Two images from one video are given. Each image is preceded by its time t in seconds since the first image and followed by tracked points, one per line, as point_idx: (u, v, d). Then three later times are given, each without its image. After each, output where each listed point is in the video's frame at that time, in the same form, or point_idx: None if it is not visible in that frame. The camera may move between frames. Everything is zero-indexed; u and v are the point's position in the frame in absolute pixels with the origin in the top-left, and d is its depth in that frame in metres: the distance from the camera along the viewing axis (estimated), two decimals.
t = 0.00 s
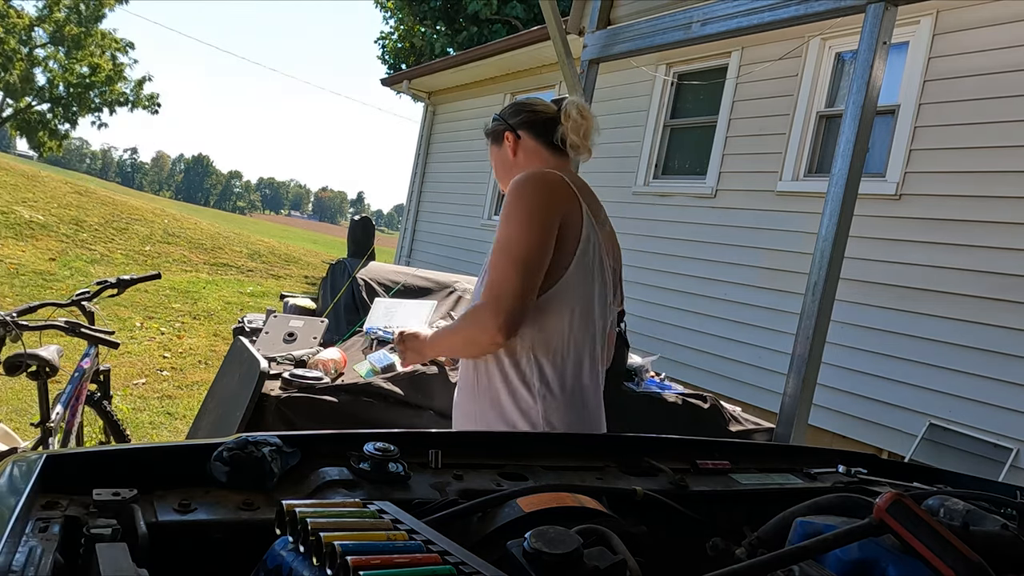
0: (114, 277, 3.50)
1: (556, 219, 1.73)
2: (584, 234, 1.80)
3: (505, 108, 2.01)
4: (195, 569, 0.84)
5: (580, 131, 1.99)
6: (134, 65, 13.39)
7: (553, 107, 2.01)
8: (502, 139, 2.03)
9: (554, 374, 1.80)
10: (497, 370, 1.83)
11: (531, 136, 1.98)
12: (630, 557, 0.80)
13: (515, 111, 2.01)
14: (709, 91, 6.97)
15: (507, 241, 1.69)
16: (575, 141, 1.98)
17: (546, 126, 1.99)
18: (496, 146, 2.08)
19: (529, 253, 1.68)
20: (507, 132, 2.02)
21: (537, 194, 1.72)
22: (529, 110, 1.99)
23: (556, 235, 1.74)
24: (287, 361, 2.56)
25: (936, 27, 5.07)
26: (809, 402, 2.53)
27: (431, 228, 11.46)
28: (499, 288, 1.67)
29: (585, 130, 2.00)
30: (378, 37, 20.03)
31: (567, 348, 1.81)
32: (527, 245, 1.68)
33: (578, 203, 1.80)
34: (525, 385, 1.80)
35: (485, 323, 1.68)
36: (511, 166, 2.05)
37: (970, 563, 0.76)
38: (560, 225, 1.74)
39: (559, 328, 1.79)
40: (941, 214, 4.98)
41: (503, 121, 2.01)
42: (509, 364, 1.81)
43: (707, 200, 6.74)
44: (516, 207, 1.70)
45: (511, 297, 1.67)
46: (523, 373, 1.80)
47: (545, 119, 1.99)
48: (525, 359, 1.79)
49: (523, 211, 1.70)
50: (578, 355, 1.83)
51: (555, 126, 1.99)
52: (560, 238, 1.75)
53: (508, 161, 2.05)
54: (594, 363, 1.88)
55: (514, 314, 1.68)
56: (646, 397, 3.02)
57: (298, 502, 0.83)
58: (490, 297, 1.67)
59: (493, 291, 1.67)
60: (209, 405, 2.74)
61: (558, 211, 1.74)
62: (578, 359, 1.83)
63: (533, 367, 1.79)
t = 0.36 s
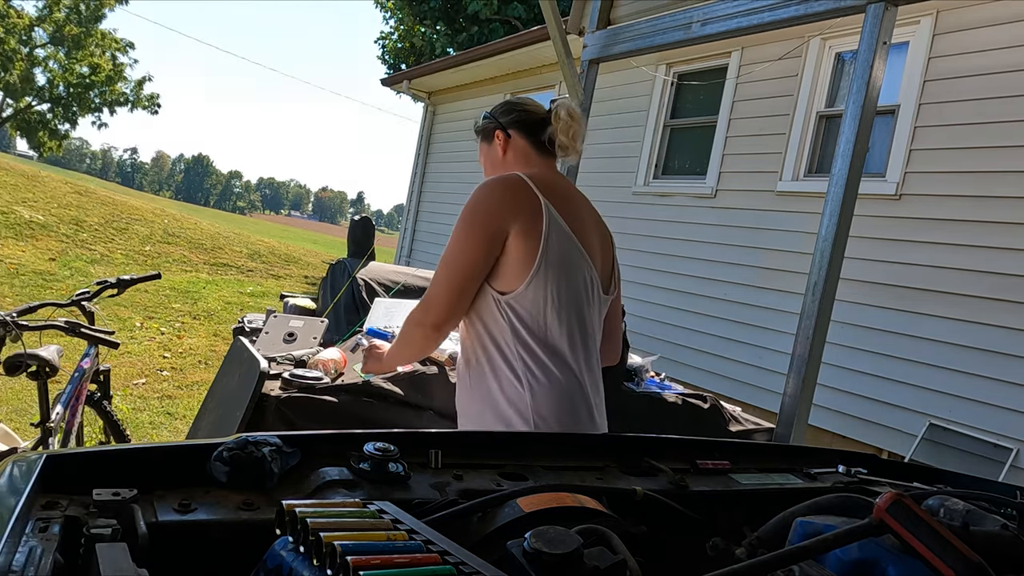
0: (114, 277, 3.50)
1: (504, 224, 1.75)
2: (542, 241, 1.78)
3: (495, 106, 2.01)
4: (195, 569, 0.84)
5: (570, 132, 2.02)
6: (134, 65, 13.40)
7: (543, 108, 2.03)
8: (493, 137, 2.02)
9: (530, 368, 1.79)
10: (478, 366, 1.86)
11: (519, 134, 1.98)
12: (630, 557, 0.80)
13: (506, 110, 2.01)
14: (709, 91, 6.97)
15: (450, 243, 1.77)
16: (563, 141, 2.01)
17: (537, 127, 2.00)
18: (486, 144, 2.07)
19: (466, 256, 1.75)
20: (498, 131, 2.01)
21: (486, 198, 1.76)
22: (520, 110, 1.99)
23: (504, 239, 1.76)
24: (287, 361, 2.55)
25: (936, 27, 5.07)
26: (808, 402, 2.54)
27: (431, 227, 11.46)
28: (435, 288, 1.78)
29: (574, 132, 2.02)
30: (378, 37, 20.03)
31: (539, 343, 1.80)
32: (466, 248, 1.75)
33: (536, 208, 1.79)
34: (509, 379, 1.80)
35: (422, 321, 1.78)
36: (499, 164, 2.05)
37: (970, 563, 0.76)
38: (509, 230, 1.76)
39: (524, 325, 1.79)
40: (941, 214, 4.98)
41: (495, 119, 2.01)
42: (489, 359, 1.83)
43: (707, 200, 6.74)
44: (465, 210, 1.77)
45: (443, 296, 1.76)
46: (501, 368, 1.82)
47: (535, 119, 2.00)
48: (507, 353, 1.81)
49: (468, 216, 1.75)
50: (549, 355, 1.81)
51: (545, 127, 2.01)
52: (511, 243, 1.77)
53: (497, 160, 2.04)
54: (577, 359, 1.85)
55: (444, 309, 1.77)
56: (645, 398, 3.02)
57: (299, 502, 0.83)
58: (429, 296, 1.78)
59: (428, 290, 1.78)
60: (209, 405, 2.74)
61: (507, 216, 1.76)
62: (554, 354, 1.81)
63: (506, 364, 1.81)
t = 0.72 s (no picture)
0: (114, 277, 3.50)
1: (480, 225, 1.79)
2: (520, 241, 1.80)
3: (486, 111, 2.03)
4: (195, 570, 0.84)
5: (559, 139, 2.01)
6: (134, 66, 13.40)
7: (533, 114, 2.04)
8: (482, 142, 2.04)
9: (518, 366, 1.78)
10: (471, 365, 1.87)
11: (508, 140, 1.99)
12: (630, 557, 0.80)
13: (496, 115, 2.02)
14: (709, 91, 6.97)
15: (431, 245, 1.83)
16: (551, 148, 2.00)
17: (526, 133, 2.01)
18: (477, 149, 2.09)
19: (444, 258, 1.80)
20: (487, 136, 2.03)
21: (463, 201, 1.80)
22: (510, 116, 2.01)
23: (481, 240, 1.80)
24: (287, 361, 2.55)
25: (936, 27, 5.07)
26: (808, 402, 2.54)
27: (431, 227, 11.46)
28: (417, 290, 1.84)
29: (564, 138, 2.01)
30: (379, 38, 20.03)
31: (526, 340, 1.80)
32: (444, 250, 1.80)
33: (514, 208, 1.81)
34: (499, 380, 1.80)
35: (408, 321, 1.85)
36: (490, 169, 2.07)
37: (971, 563, 0.76)
38: (486, 231, 1.79)
39: (509, 322, 1.80)
40: (941, 214, 4.98)
41: (485, 124, 2.02)
42: (479, 358, 1.85)
43: (707, 200, 6.74)
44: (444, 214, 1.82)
45: (424, 297, 1.82)
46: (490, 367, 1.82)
47: (525, 126, 2.01)
48: (496, 355, 1.82)
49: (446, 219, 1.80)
50: (535, 352, 1.80)
51: (535, 133, 2.02)
52: (488, 244, 1.80)
53: (487, 165, 2.07)
54: (567, 356, 1.83)
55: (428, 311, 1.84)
56: (645, 398, 3.02)
57: (298, 501, 0.83)
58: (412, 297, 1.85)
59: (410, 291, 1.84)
60: (209, 405, 2.74)
61: (482, 217, 1.79)
62: (543, 351, 1.80)
63: (494, 363, 1.81)
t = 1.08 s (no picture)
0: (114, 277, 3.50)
1: (481, 227, 1.79)
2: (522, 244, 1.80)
3: (488, 110, 2.04)
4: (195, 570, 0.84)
5: (563, 138, 2.01)
6: (134, 66, 13.39)
7: (536, 113, 2.04)
8: (485, 140, 2.05)
9: (518, 366, 1.78)
10: (467, 364, 1.88)
11: (511, 138, 2.00)
12: (630, 557, 0.80)
13: (499, 114, 2.03)
14: (709, 91, 6.97)
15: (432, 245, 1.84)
16: (554, 146, 2.00)
17: (529, 131, 2.01)
18: (479, 146, 2.10)
19: (444, 259, 1.81)
20: (490, 134, 2.04)
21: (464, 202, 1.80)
22: (512, 114, 2.01)
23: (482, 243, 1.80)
24: (287, 361, 2.55)
25: (936, 27, 5.07)
26: (808, 402, 2.54)
27: (431, 227, 11.47)
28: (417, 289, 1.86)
29: (568, 136, 2.01)
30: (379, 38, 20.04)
31: (527, 340, 1.80)
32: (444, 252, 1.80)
33: (515, 210, 1.80)
34: (499, 381, 1.80)
35: (408, 320, 1.87)
36: (492, 167, 2.08)
37: (970, 563, 0.76)
38: (487, 233, 1.80)
39: (509, 324, 1.80)
40: (940, 214, 4.98)
41: (487, 122, 2.03)
42: (479, 357, 1.85)
43: (707, 200, 6.74)
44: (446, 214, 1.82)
45: (423, 296, 1.84)
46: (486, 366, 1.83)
47: (528, 124, 2.01)
48: (496, 355, 1.81)
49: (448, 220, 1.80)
50: (534, 354, 1.80)
51: (538, 131, 2.02)
52: (489, 246, 1.80)
53: (490, 162, 2.08)
54: (567, 358, 1.83)
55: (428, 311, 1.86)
56: (645, 397, 3.02)
57: (298, 501, 0.83)
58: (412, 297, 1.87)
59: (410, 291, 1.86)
60: (209, 405, 2.74)
61: (484, 219, 1.79)
62: (543, 352, 1.80)
63: (491, 361, 1.82)
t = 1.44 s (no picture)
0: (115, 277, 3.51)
1: (497, 227, 1.77)
2: (537, 247, 1.79)
3: (495, 104, 2.02)
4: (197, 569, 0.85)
5: (571, 133, 2.08)
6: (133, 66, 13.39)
7: (545, 108, 2.05)
8: (494, 134, 2.02)
9: (528, 366, 1.78)
10: (474, 363, 1.87)
11: (522, 133, 1.99)
12: (630, 557, 0.80)
13: (506, 108, 2.02)
14: (709, 91, 6.97)
15: (443, 242, 1.81)
16: (565, 141, 2.05)
17: (540, 127, 2.01)
18: (485, 139, 2.06)
19: (455, 258, 1.78)
20: (500, 128, 2.01)
21: (480, 199, 1.77)
22: (524, 109, 2.01)
23: (497, 243, 1.78)
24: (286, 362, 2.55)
25: (936, 27, 5.07)
26: (808, 403, 2.54)
27: (431, 227, 11.47)
28: (425, 284, 1.84)
29: (575, 135, 2.07)
30: (379, 39, 20.06)
31: (536, 339, 1.81)
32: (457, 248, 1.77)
33: (531, 210, 1.80)
34: (509, 382, 1.80)
35: (414, 317, 1.86)
36: (500, 163, 2.04)
37: (971, 563, 0.77)
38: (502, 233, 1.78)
39: (520, 324, 1.79)
40: (940, 214, 4.98)
41: (496, 117, 2.01)
42: (484, 355, 1.84)
43: (707, 200, 6.74)
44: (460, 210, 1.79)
45: (431, 294, 1.81)
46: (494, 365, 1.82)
47: (538, 119, 2.02)
48: (505, 355, 1.81)
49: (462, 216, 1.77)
50: (544, 353, 1.80)
51: (548, 126, 2.04)
52: (503, 246, 1.78)
53: (498, 156, 2.04)
54: (574, 357, 1.84)
55: (436, 310, 1.83)
56: (645, 397, 3.02)
57: (298, 501, 0.83)
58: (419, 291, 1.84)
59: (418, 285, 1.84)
60: (208, 404, 2.76)
61: (500, 219, 1.77)
62: (552, 353, 1.81)
63: (500, 361, 1.81)
